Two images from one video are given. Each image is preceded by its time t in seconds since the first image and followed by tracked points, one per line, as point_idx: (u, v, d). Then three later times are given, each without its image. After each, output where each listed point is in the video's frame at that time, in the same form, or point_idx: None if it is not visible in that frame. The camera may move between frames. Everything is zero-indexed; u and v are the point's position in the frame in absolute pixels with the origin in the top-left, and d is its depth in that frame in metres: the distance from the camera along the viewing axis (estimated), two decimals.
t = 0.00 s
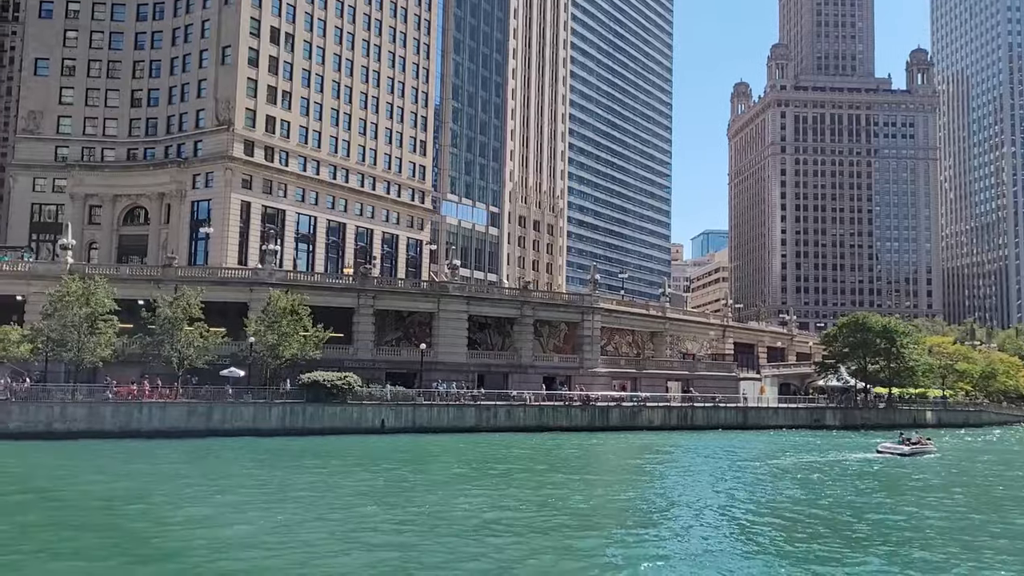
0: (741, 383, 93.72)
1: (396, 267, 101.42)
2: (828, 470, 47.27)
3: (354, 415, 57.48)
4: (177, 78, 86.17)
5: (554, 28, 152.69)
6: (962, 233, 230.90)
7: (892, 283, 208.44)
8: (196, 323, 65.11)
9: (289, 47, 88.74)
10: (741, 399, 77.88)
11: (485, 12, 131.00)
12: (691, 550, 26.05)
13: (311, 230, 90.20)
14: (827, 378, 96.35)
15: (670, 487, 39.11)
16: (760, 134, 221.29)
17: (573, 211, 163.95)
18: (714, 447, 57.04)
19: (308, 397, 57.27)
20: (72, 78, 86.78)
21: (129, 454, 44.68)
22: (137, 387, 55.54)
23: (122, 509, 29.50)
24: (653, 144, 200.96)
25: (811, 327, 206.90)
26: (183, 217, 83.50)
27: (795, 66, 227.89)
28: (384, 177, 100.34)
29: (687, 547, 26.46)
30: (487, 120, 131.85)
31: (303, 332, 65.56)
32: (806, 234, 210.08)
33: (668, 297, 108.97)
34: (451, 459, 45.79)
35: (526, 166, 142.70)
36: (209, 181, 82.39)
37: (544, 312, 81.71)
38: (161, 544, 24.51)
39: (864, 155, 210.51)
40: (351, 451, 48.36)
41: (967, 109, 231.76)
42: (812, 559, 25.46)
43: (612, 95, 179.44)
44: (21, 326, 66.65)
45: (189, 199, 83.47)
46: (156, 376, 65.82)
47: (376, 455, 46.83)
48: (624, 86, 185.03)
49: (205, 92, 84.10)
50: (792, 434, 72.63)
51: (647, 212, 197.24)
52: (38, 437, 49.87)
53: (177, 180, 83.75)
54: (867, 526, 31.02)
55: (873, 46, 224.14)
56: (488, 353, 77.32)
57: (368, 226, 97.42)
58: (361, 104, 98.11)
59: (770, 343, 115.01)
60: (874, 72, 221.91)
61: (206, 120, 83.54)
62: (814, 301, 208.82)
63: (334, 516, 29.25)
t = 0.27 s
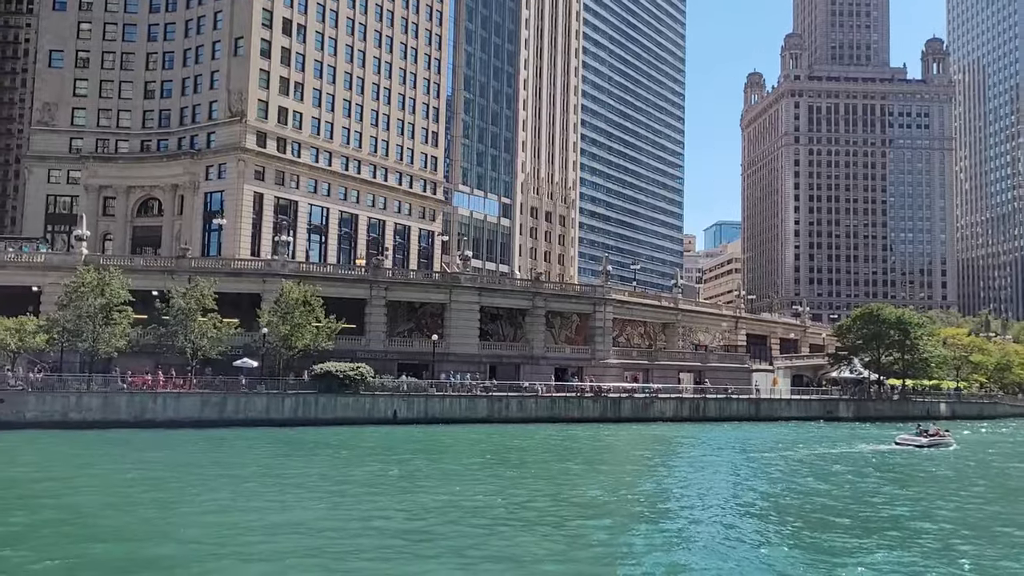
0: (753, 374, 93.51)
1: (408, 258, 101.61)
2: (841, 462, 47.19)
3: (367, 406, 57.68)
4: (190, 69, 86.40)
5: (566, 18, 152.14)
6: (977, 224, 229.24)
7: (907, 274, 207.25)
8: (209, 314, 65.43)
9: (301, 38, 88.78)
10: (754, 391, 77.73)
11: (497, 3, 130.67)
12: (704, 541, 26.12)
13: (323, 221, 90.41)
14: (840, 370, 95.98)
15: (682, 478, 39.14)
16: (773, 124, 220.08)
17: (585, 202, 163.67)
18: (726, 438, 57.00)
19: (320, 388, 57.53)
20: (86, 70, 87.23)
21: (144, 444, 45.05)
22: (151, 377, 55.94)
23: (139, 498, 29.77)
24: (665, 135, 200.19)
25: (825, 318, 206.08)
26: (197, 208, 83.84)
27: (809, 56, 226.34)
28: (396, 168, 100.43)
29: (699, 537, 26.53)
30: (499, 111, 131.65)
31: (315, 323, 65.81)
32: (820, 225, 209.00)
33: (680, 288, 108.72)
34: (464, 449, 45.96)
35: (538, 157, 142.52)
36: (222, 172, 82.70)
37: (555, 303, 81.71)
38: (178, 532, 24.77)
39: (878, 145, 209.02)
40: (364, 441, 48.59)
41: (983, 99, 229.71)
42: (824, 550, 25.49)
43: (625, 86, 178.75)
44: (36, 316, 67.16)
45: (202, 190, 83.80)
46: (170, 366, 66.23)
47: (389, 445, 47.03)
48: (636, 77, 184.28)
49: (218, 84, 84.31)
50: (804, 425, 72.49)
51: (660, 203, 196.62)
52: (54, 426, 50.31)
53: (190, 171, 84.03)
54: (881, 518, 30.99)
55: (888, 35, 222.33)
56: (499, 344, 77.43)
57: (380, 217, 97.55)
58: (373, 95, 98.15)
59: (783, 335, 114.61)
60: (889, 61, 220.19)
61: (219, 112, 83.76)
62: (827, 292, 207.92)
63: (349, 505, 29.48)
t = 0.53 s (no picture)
0: (765, 371, 93.21)
1: (419, 255, 101.72)
2: (853, 459, 47.02)
3: (378, 403, 57.80)
4: (202, 67, 86.68)
5: (577, 15, 151.83)
6: (990, 221, 227.74)
7: (919, 271, 206.14)
8: (221, 311, 65.68)
9: (312, 35, 88.97)
10: (765, 388, 77.46)
11: None
12: (715, 538, 26.06)
13: (334, 218, 90.58)
14: (852, 368, 95.53)
15: (692, 475, 39.07)
16: (785, 120, 219.15)
17: (596, 199, 163.43)
18: (737, 436, 56.87)
19: (331, 385, 57.68)
20: (100, 68, 87.72)
21: (158, 440, 45.27)
22: (164, 373, 56.21)
23: (152, 494, 29.94)
24: (676, 132, 199.64)
25: (837, 316, 205.25)
26: (208, 205, 84.16)
27: (822, 51, 225.26)
28: (406, 165, 100.53)
29: (710, 535, 26.47)
30: (510, 108, 131.55)
31: (326, 320, 66.02)
32: (832, 222, 208.08)
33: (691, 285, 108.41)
34: (475, 446, 46.00)
35: (549, 154, 142.40)
36: (233, 170, 82.98)
37: (566, 300, 81.65)
38: (191, 527, 24.88)
39: (891, 142, 207.83)
40: (375, 438, 48.69)
41: (997, 95, 228.06)
42: (837, 547, 25.39)
43: (635, 82, 178.41)
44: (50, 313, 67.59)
45: (214, 187, 84.11)
46: (182, 363, 66.52)
47: (400, 442, 47.11)
48: (647, 73, 183.82)
49: (229, 81, 84.56)
50: (816, 423, 72.22)
51: (670, 200, 196.11)
52: (67, 422, 50.65)
53: (202, 168, 84.29)
54: (894, 515, 30.87)
55: (901, 31, 220.99)
56: (510, 341, 77.44)
57: (390, 214, 97.67)
58: (384, 92, 98.21)
59: (794, 332, 114.28)
60: (902, 57, 218.94)
61: (230, 109, 84.03)
62: (839, 290, 207.05)
63: (361, 502, 29.57)
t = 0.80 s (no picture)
0: (776, 367, 92.93)
1: (429, 251, 101.85)
2: (865, 456, 46.83)
3: (388, 399, 57.89)
4: (213, 63, 86.92)
5: (587, 10, 151.50)
6: (1004, 216, 226.28)
7: (932, 267, 205.00)
8: (232, 307, 65.92)
9: (323, 32, 89.12)
10: (777, 384, 77.21)
11: None
12: (728, 535, 25.92)
13: (345, 214, 90.80)
14: (864, 364, 95.11)
15: (703, 471, 38.99)
16: (797, 115, 218.20)
17: (607, 195, 163.22)
18: (749, 432, 56.70)
19: (342, 381, 57.83)
20: (112, 65, 88.12)
21: (170, 435, 45.52)
22: (176, 369, 56.48)
23: (165, 489, 30.11)
24: (687, 127, 199.02)
25: (848, 312, 204.42)
26: (220, 202, 84.46)
27: (834, 46, 224.12)
28: (417, 161, 100.62)
29: (723, 531, 26.34)
30: (520, 103, 131.44)
31: (337, 316, 66.18)
32: (844, 217, 207.24)
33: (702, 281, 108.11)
34: (486, 442, 46.04)
35: (559, 149, 142.26)
36: (245, 166, 83.23)
37: (576, 296, 81.58)
38: (204, 522, 24.96)
39: (903, 137, 206.61)
40: (386, 433, 48.78)
41: (1011, 89, 226.44)
42: (851, 545, 25.21)
43: (646, 77, 177.96)
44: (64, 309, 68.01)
45: (225, 183, 84.39)
46: (194, 358, 66.84)
47: (411, 437, 47.17)
48: (658, 68, 183.29)
49: (241, 78, 84.76)
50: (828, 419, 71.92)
51: (681, 195, 195.57)
52: (81, 417, 50.99)
53: (213, 164, 84.57)
54: (907, 512, 30.73)
55: (914, 25, 219.58)
56: (520, 337, 77.46)
57: (401, 211, 97.82)
58: (394, 88, 98.30)
59: (806, 328, 113.94)
60: (914, 52, 217.56)
61: (241, 106, 84.26)
62: (851, 285, 206.16)
63: (372, 497, 29.65)
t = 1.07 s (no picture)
0: (787, 366, 92.64)
1: (439, 249, 101.92)
2: (877, 454, 46.59)
3: (398, 396, 57.97)
4: (224, 61, 87.16)
5: (598, 8, 151.23)
6: (1017, 214, 224.83)
7: (944, 265, 203.88)
8: (243, 304, 66.14)
9: (333, 30, 89.27)
10: (787, 382, 76.98)
11: None
12: (738, 533, 25.84)
13: (355, 212, 90.94)
14: (875, 362, 94.68)
15: (713, 469, 38.89)
16: (808, 112, 217.36)
17: (617, 193, 163.00)
18: (759, 430, 56.53)
19: (352, 378, 57.93)
20: (123, 63, 88.53)
21: (182, 431, 45.73)
22: (187, 366, 56.71)
23: (176, 485, 30.23)
24: (697, 125, 198.49)
25: (860, 310, 203.58)
26: (231, 199, 84.74)
27: (845, 43, 223.06)
28: (427, 159, 100.70)
29: (733, 530, 26.26)
30: (530, 101, 131.34)
31: (347, 314, 66.32)
32: (855, 215, 206.36)
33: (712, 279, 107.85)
34: (496, 439, 46.04)
35: (569, 147, 142.13)
36: (255, 164, 83.48)
37: (586, 294, 81.51)
38: (214, 518, 25.01)
39: (915, 134, 205.49)
40: (396, 430, 48.83)
41: None
42: (862, 543, 25.10)
43: (656, 75, 177.52)
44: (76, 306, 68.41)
45: (236, 181, 84.64)
46: (205, 356, 67.13)
47: (420, 435, 47.20)
48: (668, 66, 182.84)
49: (251, 76, 84.98)
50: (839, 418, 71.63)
51: (691, 193, 195.09)
52: (93, 414, 51.29)
53: (224, 162, 84.81)
54: (917, 511, 30.54)
55: (926, 21, 218.25)
56: (530, 335, 77.46)
57: (411, 209, 97.92)
58: (404, 86, 98.35)
59: (817, 326, 113.53)
60: (926, 48, 216.28)
61: (252, 104, 84.47)
62: (862, 283, 205.28)
63: (381, 494, 29.67)
